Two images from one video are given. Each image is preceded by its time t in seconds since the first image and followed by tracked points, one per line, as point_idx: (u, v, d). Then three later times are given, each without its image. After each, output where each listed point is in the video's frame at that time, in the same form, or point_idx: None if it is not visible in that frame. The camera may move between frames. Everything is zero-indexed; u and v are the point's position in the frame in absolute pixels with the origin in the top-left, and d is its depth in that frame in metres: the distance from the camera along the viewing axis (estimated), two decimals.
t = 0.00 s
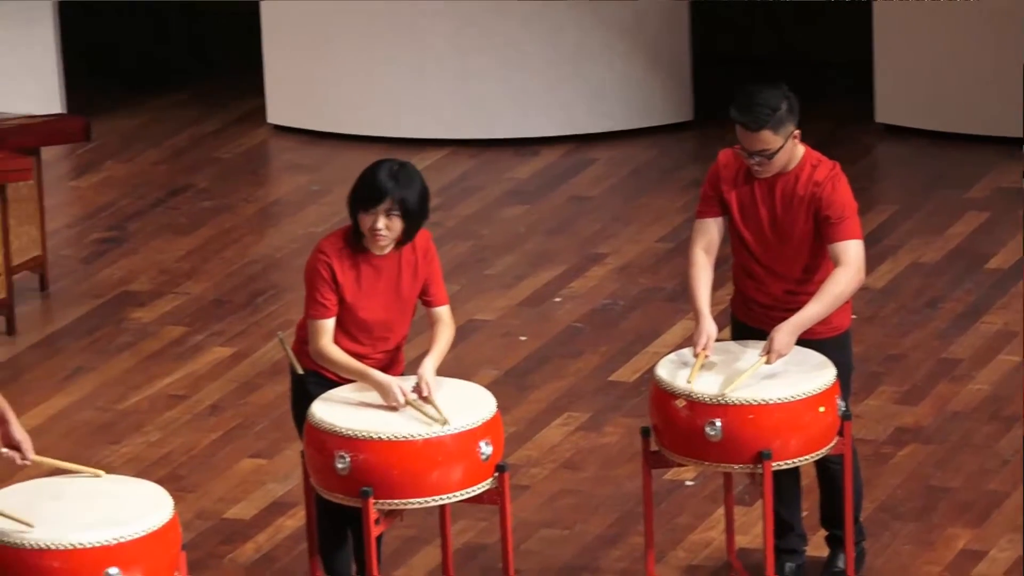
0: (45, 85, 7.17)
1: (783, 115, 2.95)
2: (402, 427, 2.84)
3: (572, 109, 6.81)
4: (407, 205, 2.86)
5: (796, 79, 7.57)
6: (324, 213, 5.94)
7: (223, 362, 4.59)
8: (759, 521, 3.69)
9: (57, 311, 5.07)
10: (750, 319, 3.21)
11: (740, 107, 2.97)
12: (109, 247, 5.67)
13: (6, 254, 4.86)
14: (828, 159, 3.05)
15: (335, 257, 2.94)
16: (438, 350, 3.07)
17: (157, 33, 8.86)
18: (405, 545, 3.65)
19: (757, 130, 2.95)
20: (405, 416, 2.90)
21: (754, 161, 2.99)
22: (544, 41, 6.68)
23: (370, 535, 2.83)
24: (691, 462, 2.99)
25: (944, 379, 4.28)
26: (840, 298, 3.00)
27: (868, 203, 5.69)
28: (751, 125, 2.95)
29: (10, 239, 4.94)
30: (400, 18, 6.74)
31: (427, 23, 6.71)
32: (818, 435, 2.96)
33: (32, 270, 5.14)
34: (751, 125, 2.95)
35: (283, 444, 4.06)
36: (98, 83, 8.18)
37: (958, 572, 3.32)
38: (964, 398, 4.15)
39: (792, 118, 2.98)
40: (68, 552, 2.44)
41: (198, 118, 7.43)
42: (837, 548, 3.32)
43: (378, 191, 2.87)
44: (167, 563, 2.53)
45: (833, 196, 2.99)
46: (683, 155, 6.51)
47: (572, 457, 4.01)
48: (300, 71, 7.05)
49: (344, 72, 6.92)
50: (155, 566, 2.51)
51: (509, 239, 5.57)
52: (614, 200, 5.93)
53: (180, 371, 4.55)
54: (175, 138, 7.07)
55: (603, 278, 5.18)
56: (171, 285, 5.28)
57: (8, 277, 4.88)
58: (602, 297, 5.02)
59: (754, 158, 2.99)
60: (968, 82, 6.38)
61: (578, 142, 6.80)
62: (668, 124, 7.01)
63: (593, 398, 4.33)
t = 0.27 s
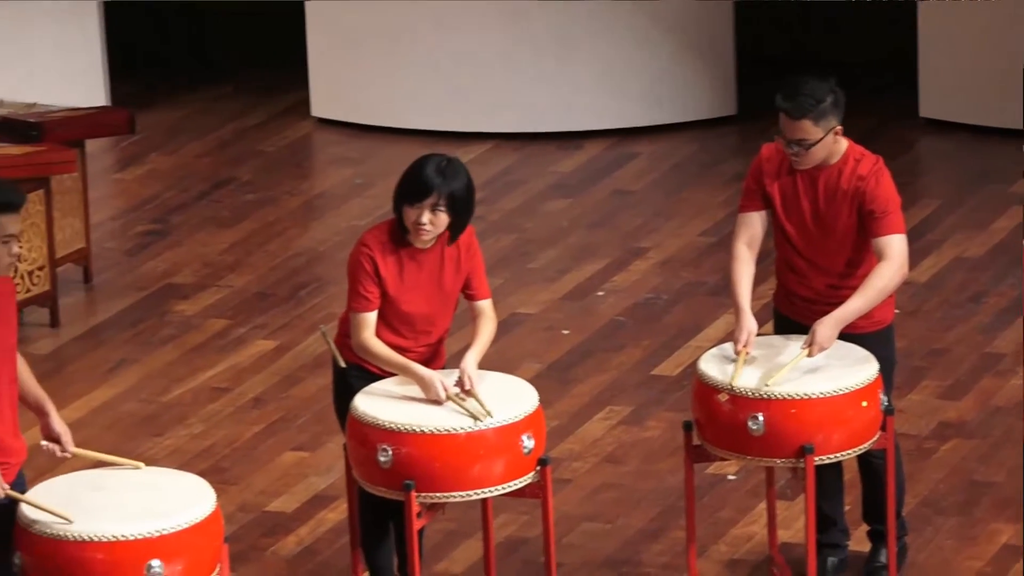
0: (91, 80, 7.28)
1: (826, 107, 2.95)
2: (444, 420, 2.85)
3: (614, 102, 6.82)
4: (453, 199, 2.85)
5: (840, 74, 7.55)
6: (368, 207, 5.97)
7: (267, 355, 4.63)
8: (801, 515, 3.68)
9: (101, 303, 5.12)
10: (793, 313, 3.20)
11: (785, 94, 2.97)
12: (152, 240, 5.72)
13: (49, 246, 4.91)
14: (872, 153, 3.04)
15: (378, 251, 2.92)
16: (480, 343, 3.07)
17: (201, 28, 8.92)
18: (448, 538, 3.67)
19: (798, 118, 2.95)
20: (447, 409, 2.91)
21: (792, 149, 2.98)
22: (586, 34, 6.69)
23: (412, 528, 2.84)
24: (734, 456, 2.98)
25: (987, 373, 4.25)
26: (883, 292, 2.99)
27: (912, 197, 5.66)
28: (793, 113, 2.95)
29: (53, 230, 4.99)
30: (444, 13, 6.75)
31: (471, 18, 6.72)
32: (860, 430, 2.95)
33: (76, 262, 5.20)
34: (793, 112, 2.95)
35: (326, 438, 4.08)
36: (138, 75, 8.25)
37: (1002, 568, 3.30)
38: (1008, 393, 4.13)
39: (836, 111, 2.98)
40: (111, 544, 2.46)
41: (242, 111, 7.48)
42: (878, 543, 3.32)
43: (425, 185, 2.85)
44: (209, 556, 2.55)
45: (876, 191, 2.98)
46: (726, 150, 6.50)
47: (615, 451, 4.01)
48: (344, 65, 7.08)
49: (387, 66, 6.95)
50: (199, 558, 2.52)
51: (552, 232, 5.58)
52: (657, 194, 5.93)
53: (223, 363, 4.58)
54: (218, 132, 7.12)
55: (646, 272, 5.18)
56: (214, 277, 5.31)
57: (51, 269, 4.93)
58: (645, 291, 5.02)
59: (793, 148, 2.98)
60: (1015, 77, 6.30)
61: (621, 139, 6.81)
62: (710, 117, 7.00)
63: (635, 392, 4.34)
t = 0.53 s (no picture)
0: (135, 73, 7.34)
1: (872, 98, 2.95)
2: (490, 414, 2.84)
3: (660, 97, 6.84)
4: (500, 194, 2.86)
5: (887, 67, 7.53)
6: (414, 201, 6.00)
7: (312, 348, 4.66)
8: (846, 510, 3.68)
9: (147, 296, 5.17)
10: (837, 308, 3.20)
11: (832, 84, 2.97)
12: (198, 233, 5.77)
13: (96, 239, 4.98)
14: (917, 147, 3.04)
15: (424, 246, 2.93)
16: (525, 336, 3.08)
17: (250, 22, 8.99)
18: (493, 532, 3.69)
19: (843, 108, 2.94)
20: (492, 403, 2.90)
21: (835, 140, 2.98)
22: (634, 30, 6.70)
23: (457, 521, 2.82)
24: (779, 451, 2.98)
25: None
26: (929, 287, 2.98)
27: (960, 192, 5.64)
28: (839, 103, 2.95)
29: (100, 223, 5.07)
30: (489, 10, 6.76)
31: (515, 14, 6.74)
32: (905, 425, 2.94)
33: (122, 254, 5.25)
34: (839, 102, 2.94)
35: (371, 431, 4.11)
36: (184, 68, 8.31)
37: None
38: None
39: (881, 104, 2.97)
40: (155, 537, 2.46)
41: (289, 105, 7.53)
42: (923, 539, 3.31)
43: (471, 181, 2.86)
44: (254, 548, 2.56)
45: (922, 184, 2.98)
46: (772, 145, 6.49)
47: (660, 445, 4.02)
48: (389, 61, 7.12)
49: (435, 62, 6.97)
50: (242, 551, 2.53)
51: (598, 226, 5.58)
52: (703, 189, 5.93)
53: (268, 357, 4.62)
54: (265, 125, 7.17)
55: (692, 266, 5.18)
56: (261, 271, 5.36)
57: (98, 262, 5.00)
58: (691, 286, 5.02)
59: (837, 139, 2.97)
60: None
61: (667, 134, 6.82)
62: (755, 113, 7.01)
63: (680, 386, 4.34)
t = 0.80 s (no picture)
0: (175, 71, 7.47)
1: (910, 91, 2.94)
2: (527, 410, 2.84)
3: (695, 92, 6.88)
4: (538, 190, 2.87)
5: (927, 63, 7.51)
6: (452, 196, 6.02)
7: (350, 344, 4.69)
8: (883, 507, 3.67)
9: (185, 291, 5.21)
10: (874, 304, 3.20)
11: (869, 77, 2.97)
12: (236, 228, 5.80)
13: (133, 234, 5.08)
14: (955, 144, 3.03)
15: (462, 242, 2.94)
16: (562, 332, 3.09)
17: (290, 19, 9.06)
18: (530, 528, 3.70)
19: (881, 101, 2.94)
20: (529, 399, 2.90)
21: (872, 134, 2.97)
22: (672, 25, 6.76)
23: (494, 517, 2.83)
24: (816, 448, 2.97)
25: None
26: (966, 284, 2.98)
27: (999, 189, 5.61)
28: (876, 96, 2.94)
29: (137, 217, 5.13)
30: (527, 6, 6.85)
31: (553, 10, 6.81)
32: (943, 422, 2.93)
33: (160, 249, 5.29)
34: (877, 94, 2.94)
35: (408, 427, 4.13)
36: (220, 64, 8.36)
37: None
38: None
39: (919, 99, 2.96)
40: (192, 531, 2.46)
41: (327, 100, 7.57)
42: (961, 536, 3.30)
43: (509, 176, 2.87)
44: (292, 543, 2.56)
45: (959, 181, 2.97)
46: (810, 141, 6.47)
47: (697, 442, 4.03)
48: (429, 58, 7.19)
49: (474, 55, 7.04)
50: (280, 547, 2.53)
51: (636, 222, 5.59)
52: (741, 185, 5.92)
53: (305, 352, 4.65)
54: (304, 120, 7.21)
55: (730, 262, 5.18)
56: (299, 266, 5.39)
57: (136, 256, 5.09)
58: (728, 282, 5.02)
59: (873, 132, 2.96)
60: None
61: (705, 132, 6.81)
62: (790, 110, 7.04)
63: (717, 383, 4.34)
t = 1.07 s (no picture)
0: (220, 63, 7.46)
1: (953, 88, 2.94)
2: (570, 407, 2.85)
3: (738, 90, 6.89)
4: (582, 187, 2.88)
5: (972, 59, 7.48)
6: (495, 193, 6.04)
7: (393, 340, 4.71)
8: (927, 505, 3.66)
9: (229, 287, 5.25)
10: (916, 301, 3.19)
11: (913, 74, 2.96)
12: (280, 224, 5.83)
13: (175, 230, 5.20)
14: (998, 142, 3.02)
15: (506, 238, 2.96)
16: (605, 328, 3.10)
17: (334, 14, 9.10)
18: (573, 524, 3.72)
19: (924, 97, 2.93)
20: (572, 396, 2.91)
21: (914, 130, 2.96)
22: (714, 23, 6.76)
23: (537, 513, 2.84)
24: (859, 445, 2.97)
25: None
26: (1009, 281, 2.98)
27: None
28: (919, 92, 2.94)
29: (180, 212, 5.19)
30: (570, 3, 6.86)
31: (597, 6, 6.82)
32: (986, 420, 2.93)
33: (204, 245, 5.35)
34: (920, 91, 2.94)
35: (451, 423, 4.15)
36: (265, 59, 8.41)
37: None
38: None
39: (962, 96, 2.96)
40: (235, 527, 2.47)
41: (371, 96, 7.60)
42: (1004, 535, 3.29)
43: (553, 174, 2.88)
44: (335, 539, 2.56)
45: (1002, 179, 2.96)
46: (854, 139, 6.46)
47: (741, 439, 4.03)
48: (472, 55, 7.21)
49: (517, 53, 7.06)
50: (323, 543, 2.54)
51: (679, 219, 5.59)
52: (785, 182, 5.91)
53: (349, 348, 4.67)
54: (348, 116, 7.24)
55: (773, 260, 5.18)
56: (342, 262, 5.41)
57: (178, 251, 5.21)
58: (772, 279, 5.02)
59: (916, 129, 2.96)
60: None
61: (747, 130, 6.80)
62: (834, 107, 7.04)
63: (760, 380, 4.34)
